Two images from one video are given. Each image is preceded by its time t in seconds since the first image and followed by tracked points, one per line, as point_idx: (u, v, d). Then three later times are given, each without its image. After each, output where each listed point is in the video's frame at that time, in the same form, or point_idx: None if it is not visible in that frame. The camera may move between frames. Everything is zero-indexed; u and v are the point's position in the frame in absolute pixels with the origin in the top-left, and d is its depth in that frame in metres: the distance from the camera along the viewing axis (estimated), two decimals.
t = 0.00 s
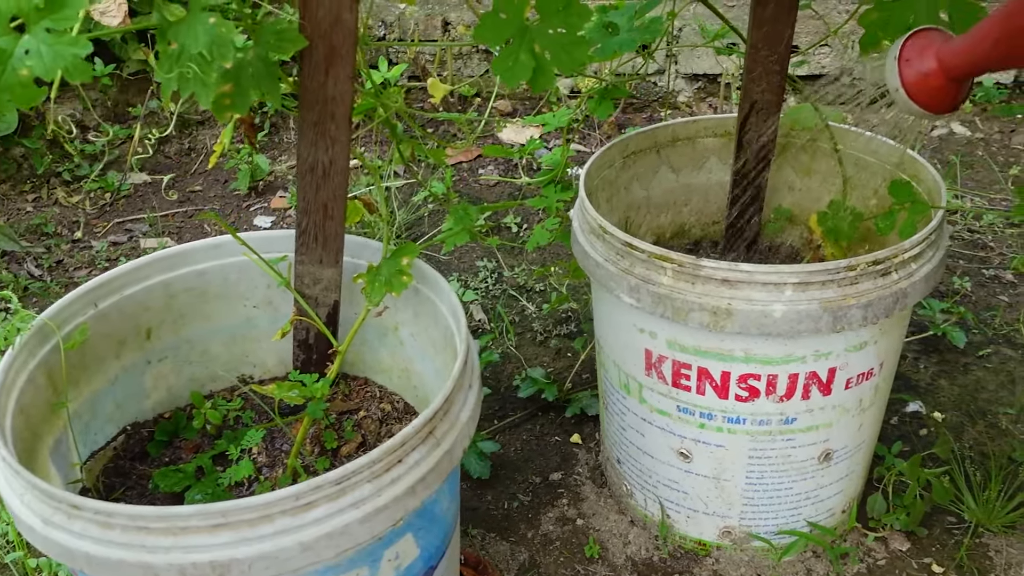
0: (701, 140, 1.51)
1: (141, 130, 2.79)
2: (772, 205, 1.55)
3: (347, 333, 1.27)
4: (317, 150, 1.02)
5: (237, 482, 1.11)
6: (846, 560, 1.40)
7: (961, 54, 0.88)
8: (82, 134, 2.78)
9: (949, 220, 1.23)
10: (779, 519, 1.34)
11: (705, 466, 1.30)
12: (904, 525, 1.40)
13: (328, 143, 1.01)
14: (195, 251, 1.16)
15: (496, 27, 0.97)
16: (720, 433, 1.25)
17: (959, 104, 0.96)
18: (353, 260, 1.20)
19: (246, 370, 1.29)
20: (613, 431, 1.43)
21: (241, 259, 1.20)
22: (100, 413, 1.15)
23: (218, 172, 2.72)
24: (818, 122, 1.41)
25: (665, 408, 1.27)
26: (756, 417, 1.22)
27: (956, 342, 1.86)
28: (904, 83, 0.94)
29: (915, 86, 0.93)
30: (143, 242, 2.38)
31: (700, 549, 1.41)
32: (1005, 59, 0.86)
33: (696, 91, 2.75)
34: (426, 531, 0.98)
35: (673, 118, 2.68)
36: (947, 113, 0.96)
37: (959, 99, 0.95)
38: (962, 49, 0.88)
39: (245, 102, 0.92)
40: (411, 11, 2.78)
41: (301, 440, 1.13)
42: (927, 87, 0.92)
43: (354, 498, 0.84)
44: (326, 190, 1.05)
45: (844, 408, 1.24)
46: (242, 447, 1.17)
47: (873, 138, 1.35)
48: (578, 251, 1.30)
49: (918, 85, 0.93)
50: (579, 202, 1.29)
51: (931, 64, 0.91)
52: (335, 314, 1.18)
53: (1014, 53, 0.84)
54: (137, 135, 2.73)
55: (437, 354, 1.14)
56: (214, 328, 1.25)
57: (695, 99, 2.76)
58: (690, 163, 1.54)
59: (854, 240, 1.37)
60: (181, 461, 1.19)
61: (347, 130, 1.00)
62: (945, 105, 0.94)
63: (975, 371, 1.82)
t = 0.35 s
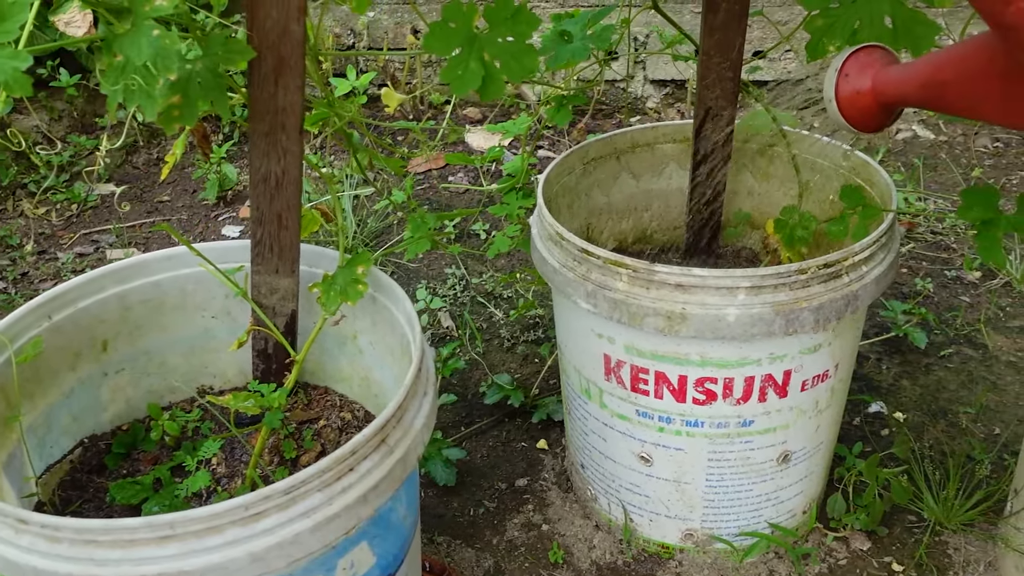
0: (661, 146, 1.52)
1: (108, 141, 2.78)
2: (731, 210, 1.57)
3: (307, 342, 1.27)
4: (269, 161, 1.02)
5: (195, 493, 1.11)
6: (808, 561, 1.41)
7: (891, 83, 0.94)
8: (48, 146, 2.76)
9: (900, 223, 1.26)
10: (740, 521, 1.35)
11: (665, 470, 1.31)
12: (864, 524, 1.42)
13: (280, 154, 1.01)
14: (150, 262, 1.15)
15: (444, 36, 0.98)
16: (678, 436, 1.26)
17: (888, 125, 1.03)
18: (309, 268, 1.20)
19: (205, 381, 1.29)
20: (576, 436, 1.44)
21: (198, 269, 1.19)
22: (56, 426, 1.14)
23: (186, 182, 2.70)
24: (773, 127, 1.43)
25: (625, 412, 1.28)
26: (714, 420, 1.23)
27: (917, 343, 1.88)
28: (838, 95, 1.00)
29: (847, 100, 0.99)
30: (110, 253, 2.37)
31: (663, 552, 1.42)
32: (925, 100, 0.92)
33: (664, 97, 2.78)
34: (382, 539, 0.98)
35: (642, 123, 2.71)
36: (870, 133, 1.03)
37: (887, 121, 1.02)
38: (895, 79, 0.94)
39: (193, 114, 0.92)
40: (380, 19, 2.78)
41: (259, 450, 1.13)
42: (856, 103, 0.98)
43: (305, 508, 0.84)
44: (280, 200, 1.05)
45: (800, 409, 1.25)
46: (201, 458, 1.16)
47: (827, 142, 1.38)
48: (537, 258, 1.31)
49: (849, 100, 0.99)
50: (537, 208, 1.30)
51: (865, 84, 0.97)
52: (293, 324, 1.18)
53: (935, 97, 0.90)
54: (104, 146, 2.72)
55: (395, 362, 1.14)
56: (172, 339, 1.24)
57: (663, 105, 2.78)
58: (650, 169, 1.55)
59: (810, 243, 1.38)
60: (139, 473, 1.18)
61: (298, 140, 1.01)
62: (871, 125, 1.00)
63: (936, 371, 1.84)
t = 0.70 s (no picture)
0: (621, 151, 1.54)
1: (75, 151, 2.76)
2: (692, 215, 1.59)
3: (267, 351, 1.27)
4: (222, 170, 1.02)
5: (153, 504, 1.10)
6: (770, 560, 1.43)
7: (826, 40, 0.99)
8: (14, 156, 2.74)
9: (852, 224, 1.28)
10: (701, 522, 1.36)
11: (626, 472, 1.32)
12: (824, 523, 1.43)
13: (233, 163, 1.01)
14: (105, 272, 1.15)
15: (395, 44, 0.98)
16: (638, 439, 1.27)
17: (810, 76, 1.10)
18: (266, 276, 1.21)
19: (165, 392, 1.29)
20: (539, 440, 1.45)
21: (154, 279, 1.19)
22: (12, 438, 1.14)
23: (154, 191, 2.69)
24: (729, 133, 1.45)
25: (585, 415, 1.29)
26: (672, 422, 1.24)
27: (879, 343, 1.91)
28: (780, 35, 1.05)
29: (785, 41, 1.05)
30: (76, 264, 2.35)
31: (627, 554, 1.43)
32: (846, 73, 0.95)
33: (633, 102, 2.80)
34: (339, 546, 0.99)
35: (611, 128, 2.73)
36: (797, 77, 1.10)
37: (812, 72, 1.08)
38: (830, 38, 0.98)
39: (143, 123, 0.92)
40: (349, 27, 2.78)
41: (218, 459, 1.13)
42: (792, 48, 1.04)
43: (256, 516, 0.84)
44: (234, 208, 1.05)
45: (758, 410, 1.27)
46: (159, 468, 1.16)
47: (782, 146, 1.40)
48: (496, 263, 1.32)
49: (788, 44, 1.04)
50: (496, 215, 1.31)
51: (806, 32, 1.02)
52: (252, 333, 1.18)
53: (857, 79, 0.91)
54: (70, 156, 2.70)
55: (353, 369, 1.15)
56: (130, 350, 1.24)
57: (632, 110, 2.80)
58: (611, 174, 1.57)
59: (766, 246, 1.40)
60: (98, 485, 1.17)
61: (251, 148, 1.01)
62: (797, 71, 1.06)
63: (898, 371, 1.86)
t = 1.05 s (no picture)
0: (577, 155, 1.55)
1: (40, 161, 2.74)
2: (648, 218, 1.60)
3: (222, 358, 1.27)
4: (168, 178, 1.02)
5: (104, 512, 1.10)
6: (727, 558, 1.44)
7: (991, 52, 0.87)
8: None
9: (800, 225, 1.30)
10: (658, 521, 1.37)
11: (583, 474, 1.33)
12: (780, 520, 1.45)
13: (179, 170, 1.02)
14: (55, 282, 1.15)
15: (338, 51, 0.99)
16: (593, 440, 1.28)
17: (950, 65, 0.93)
18: (217, 284, 1.21)
19: (120, 400, 1.29)
20: (499, 444, 1.45)
21: (105, 288, 1.19)
22: None
23: (119, 200, 2.68)
24: (682, 136, 1.47)
25: (540, 417, 1.30)
26: (626, 422, 1.25)
27: (838, 341, 1.94)
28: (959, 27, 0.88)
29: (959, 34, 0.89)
30: (38, 275, 2.34)
31: (586, 555, 1.44)
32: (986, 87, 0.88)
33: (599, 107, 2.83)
34: (289, 551, 0.99)
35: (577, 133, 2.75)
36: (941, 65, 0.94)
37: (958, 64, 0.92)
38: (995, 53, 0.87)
39: (86, 132, 0.92)
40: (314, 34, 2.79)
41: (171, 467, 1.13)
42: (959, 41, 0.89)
43: (199, 521, 0.84)
44: (182, 216, 1.06)
45: (711, 409, 1.28)
46: (112, 477, 1.16)
47: (733, 149, 1.42)
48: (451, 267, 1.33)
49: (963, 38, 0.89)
50: (450, 219, 1.32)
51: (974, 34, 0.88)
52: (205, 341, 1.19)
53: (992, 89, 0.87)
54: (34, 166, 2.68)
55: (305, 375, 1.15)
56: (83, 359, 1.24)
57: (598, 115, 2.83)
58: (567, 178, 1.58)
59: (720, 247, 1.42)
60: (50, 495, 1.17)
61: (197, 156, 1.01)
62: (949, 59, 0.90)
63: (857, 369, 1.89)
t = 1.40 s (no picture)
0: (526, 156, 1.56)
1: None
2: (597, 218, 1.62)
3: (167, 362, 1.27)
4: (103, 182, 1.02)
5: (44, 520, 1.10)
6: (678, 553, 1.46)
7: None
8: None
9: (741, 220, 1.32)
10: (608, 518, 1.38)
11: (531, 472, 1.34)
12: (730, 515, 1.46)
13: (113, 175, 1.02)
14: None
15: (271, 54, 0.99)
16: (540, 438, 1.29)
17: None
18: (158, 288, 1.20)
19: (64, 407, 1.28)
20: (450, 445, 1.46)
21: (44, 295, 1.18)
22: None
23: (77, 208, 2.66)
24: (628, 136, 1.49)
25: (488, 417, 1.31)
26: (572, 420, 1.26)
27: (791, 338, 1.96)
28: None
29: None
30: None
31: (539, 554, 1.45)
32: None
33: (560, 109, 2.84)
34: (228, 554, 0.99)
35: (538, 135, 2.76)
36: None
37: None
38: None
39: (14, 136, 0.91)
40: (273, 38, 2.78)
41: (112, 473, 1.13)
42: None
43: (130, 525, 0.84)
44: (118, 221, 1.05)
45: (656, 406, 1.29)
46: (54, 484, 1.15)
47: (679, 148, 1.44)
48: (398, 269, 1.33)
49: None
50: (395, 221, 1.32)
51: None
52: (147, 346, 1.18)
53: None
54: None
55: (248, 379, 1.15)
56: (25, 366, 1.23)
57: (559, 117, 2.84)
58: (517, 179, 1.59)
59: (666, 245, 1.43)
60: None
61: (131, 160, 1.01)
62: None
63: (810, 365, 1.91)
